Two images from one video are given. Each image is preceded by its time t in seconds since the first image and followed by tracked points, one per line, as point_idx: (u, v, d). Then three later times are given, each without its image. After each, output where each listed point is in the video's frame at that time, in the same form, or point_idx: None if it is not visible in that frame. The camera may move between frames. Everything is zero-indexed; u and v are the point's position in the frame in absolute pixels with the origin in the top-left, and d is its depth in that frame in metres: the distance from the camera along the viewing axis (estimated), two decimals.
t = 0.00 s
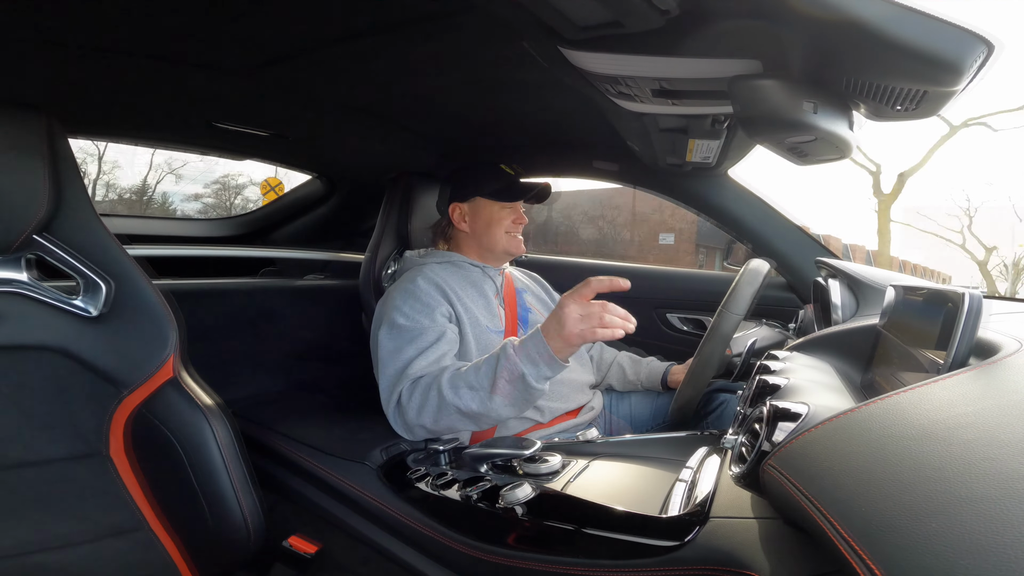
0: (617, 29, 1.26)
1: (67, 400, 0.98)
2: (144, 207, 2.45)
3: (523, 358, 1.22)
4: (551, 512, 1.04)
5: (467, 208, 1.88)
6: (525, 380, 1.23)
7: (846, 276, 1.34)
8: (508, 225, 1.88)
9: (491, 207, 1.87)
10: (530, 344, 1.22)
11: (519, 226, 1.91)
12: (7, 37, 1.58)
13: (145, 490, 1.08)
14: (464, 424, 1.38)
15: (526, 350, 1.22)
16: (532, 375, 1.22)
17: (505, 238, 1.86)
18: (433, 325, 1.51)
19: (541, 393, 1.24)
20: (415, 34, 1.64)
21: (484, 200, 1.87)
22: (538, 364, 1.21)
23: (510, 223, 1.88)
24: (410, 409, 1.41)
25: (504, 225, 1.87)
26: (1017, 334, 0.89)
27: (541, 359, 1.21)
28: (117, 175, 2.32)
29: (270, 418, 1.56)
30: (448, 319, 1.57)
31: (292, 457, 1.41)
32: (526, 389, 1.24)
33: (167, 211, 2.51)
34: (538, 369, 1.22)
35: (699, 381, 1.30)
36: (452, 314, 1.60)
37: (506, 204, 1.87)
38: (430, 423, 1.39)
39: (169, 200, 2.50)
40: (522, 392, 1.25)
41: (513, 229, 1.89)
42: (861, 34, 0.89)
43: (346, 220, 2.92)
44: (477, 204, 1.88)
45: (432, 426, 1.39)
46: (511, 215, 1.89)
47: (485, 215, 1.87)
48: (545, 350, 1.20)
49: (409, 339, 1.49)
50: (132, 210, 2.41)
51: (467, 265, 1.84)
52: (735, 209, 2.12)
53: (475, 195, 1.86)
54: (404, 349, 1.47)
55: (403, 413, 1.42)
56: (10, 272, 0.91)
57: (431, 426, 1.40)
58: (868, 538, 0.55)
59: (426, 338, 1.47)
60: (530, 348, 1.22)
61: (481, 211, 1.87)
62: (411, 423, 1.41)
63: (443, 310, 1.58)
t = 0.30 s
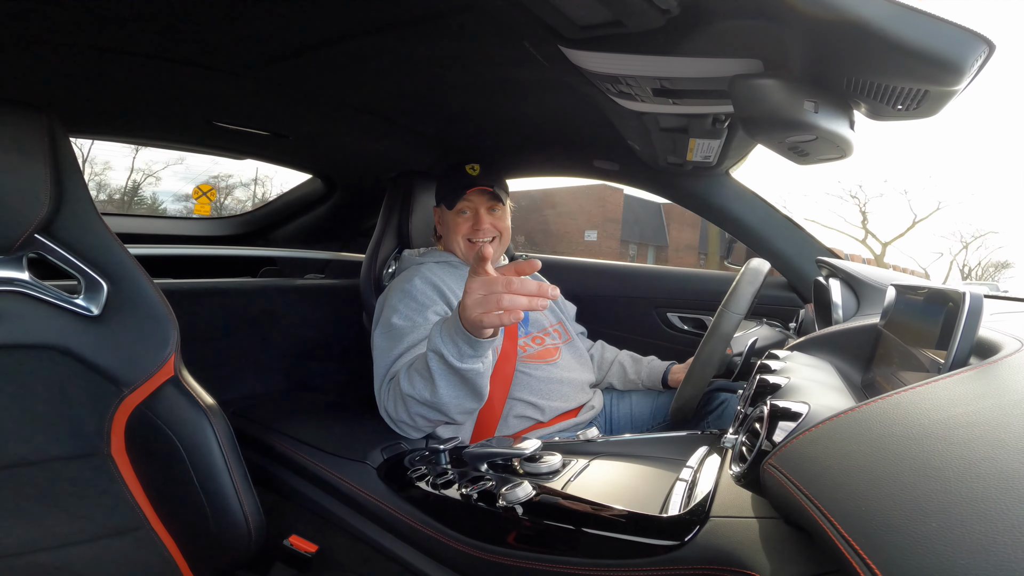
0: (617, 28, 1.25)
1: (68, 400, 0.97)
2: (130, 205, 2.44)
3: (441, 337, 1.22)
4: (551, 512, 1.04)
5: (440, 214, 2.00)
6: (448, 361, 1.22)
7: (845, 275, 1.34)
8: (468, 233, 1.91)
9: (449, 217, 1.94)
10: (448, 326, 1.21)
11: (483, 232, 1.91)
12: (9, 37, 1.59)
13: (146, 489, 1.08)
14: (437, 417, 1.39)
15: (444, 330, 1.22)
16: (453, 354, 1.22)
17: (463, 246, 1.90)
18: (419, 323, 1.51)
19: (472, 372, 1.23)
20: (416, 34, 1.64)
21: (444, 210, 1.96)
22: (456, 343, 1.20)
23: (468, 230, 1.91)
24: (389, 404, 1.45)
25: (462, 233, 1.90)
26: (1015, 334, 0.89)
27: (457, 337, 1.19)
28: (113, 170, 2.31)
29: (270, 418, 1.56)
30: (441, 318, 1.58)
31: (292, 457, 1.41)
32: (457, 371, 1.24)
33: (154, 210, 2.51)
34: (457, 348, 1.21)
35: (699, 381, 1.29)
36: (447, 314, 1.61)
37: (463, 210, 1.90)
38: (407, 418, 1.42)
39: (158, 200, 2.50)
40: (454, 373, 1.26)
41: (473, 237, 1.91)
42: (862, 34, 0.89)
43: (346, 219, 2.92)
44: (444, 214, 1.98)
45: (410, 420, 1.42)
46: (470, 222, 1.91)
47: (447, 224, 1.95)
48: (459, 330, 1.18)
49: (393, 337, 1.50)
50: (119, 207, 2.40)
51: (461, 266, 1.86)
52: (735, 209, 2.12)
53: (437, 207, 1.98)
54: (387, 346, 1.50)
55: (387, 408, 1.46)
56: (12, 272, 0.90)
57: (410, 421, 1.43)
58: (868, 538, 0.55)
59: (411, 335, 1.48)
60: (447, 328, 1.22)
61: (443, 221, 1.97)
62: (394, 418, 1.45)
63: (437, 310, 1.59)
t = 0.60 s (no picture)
0: (617, 29, 1.26)
1: (68, 400, 0.97)
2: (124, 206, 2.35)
3: (438, 340, 1.22)
4: (552, 512, 1.04)
5: (439, 217, 1.98)
6: (445, 364, 1.22)
7: (844, 274, 1.34)
8: (469, 234, 1.90)
9: (449, 219, 1.92)
10: (445, 329, 1.21)
11: (484, 233, 1.90)
12: (10, 39, 1.59)
13: (146, 489, 1.07)
14: (438, 419, 1.38)
15: (441, 334, 1.22)
16: (450, 358, 1.21)
17: (467, 248, 1.90)
18: (419, 325, 1.51)
19: (470, 375, 1.23)
20: (416, 34, 1.65)
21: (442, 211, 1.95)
22: (454, 346, 1.20)
23: (470, 233, 1.90)
24: (389, 406, 1.45)
25: (464, 236, 1.90)
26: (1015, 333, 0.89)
27: (454, 341, 1.19)
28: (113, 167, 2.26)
29: (271, 418, 1.56)
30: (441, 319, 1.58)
31: (293, 457, 1.41)
32: (455, 374, 1.24)
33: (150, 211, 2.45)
34: (453, 350, 1.21)
35: (700, 380, 1.29)
36: (447, 315, 1.61)
37: (463, 212, 1.89)
38: (408, 421, 1.42)
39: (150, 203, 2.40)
40: (453, 376, 1.25)
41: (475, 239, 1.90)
42: (863, 34, 0.89)
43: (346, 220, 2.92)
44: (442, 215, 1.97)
45: (410, 423, 1.42)
46: (470, 223, 1.90)
47: (447, 225, 1.94)
48: (455, 333, 1.18)
49: (393, 339, 1.50)
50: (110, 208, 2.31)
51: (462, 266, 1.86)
52: (736, 209, 2.12)
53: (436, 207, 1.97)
54: (387, 349, 1.50)
55: (387, 410, 1.47)
56: (12, 273, 0.91)
57: (410, 423, 1.43)
58: (868, 537, 0.55)
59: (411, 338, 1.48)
60: (444, 331, 1.21)
61: (442, 222, 1.95)
62: (395, 420, 1.46)
63: (437, 311, 1.59)
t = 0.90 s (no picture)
0: (617, 29, 1.26)
1: (68, 400, 0.97)
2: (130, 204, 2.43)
3: (452, 342, 1.22)
4: (552, 512, 1.04)
5: (452, 210, 1.95)
6: (459, 366, 1.22)
7: (845, 275, 1.34)
8: (494, 229, 1.92)
9: (473, 212, 1.90)
10: (461, 331, 1.20)
11: (507, 226, 1.94)
12: (11, 38, 1.59)
13: (145, 489, 1.07)
14: (443, 420, 1.38)
15: (457, 335, 1.21)
16: (465, 360, 1.20)
17: (490, 242, 1.91)
18: (425, 325, 1.51)
19: (483, 379, 1.22)
20: (417, 35, 1.65)
21: (465, 203, 1.91)
22: (468, 348, 1.19)
23: (495, 227, 1.92)
24: (393, 406, 1.45)
25: (490, 230, 1.90)
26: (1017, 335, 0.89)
27: (470, 342, 1.18)
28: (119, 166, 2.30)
29: (271, 418, 1.56)
30: (445, 320, 1.58)
31: (293, 457, 1.41)
32: (468, 377, 1.23)
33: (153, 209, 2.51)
34: (469, 355, 1.20)
35: (700, 379, 1.29)
36: (450, 315, 1.61)
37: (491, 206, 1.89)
38: (412, 421, 1.42)
39: (139, 200, 2.44)
40: (465, 379, 1.25)
41: (498, 233, 1.92)
42: (864, 35, 0.89)
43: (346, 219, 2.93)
44: (460, 207, 1.93)
45: (414, 423, 1.42)
46: (496, 218, 1.91)
47: (468, 219, 1.91)
48: (472, 334, 1.17)
49: (399, 339, 1.49)
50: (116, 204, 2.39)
51: (465, 266, 1.86)
52: (737, 210, 2.11)
53: (456, 199, 1.91)
54: (393, 349, 1.49)
55: (391, 409, 1.46)
56: (12, 272, 0.90)
57: (414, 423, 1.42)
58: (868, 537, 0.55)
59: (419, 338, 1.47)
60: (459, 333, 1.21)
61: (462, 215, 1.92)
62: (398, 420, 1.45)
63: (440, 311, 1.60)
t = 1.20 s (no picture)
0: (617, 28, 1.26)
1: (68, 400, 0.97)
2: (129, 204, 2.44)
3: (470, 338, 1.23)
4: (553, 512, 1.04)
5: (456, 207, 1.95)
6: (475, 360, 1.22)
7: (845, 274, 1.33)
8: (499, 224, 1.92)
9: (479, 208, 1.90)
10: (479, 327, 1.22)
11: (512, 223, 1.94)
12: (13, 39, 1.59)
13: (146, 488, 1.08)
14: (448, 418, 1.38)
15: (474, 332, 1.23)
16: (481, 356, 1.22)
17: (495, 236, 1.90)
18: (428, 324, 1.51)
19: (497, 376, 1.23)
20: (417, 34, 1.65)
21: (471, 199, 1.90)
22: (486, 344, 1.20)
23: (500, 222, 1.92)
24: (398, 404, 1.43)
25: (495, 225, 1.91)
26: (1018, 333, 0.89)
27: (488, 339, 1.20)
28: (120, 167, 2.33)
29: (271, 417, 1.56)
30: (447, 319, 1.58)
31: (293, 456, 1.41)
32: (482, 373, 1.24)
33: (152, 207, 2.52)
34: (486, 349, 1.21)
35: (704, 376, 1.28)
36: (452, 314, 1.62)
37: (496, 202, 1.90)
38: (417, 419, 1.41)
39: (131, 200, 2.44)
40: (479, 375, 1.25)
41: (503, 228, 1.92)
42: (865, 33, 0.88)
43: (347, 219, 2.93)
44: (464, 204, 1.93)
45: (420, 421, 1.41)
46: (501, 214, 1.92)
47: (473, 215, 1.91)
48: (490, 331, 1.19)
49: (403, 338, 1.49)
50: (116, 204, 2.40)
51: (467, 264, 1.87)
52: (738, 209, 2.11)
53: (461, 196, 1.91)
54: (396, 348, 1.49)
55: (395, 409, 1.45)
56: (13, 272, 0.90)
57: (419, 421, 1.41)
58: (869, 537, 0.55)
59: (422, 336, 1.48)
60: (477, 329, 1.22)
61: (468, 211, 1.92)
62: (402, 419, 1.44)
63: (443, 309, 1.60)
